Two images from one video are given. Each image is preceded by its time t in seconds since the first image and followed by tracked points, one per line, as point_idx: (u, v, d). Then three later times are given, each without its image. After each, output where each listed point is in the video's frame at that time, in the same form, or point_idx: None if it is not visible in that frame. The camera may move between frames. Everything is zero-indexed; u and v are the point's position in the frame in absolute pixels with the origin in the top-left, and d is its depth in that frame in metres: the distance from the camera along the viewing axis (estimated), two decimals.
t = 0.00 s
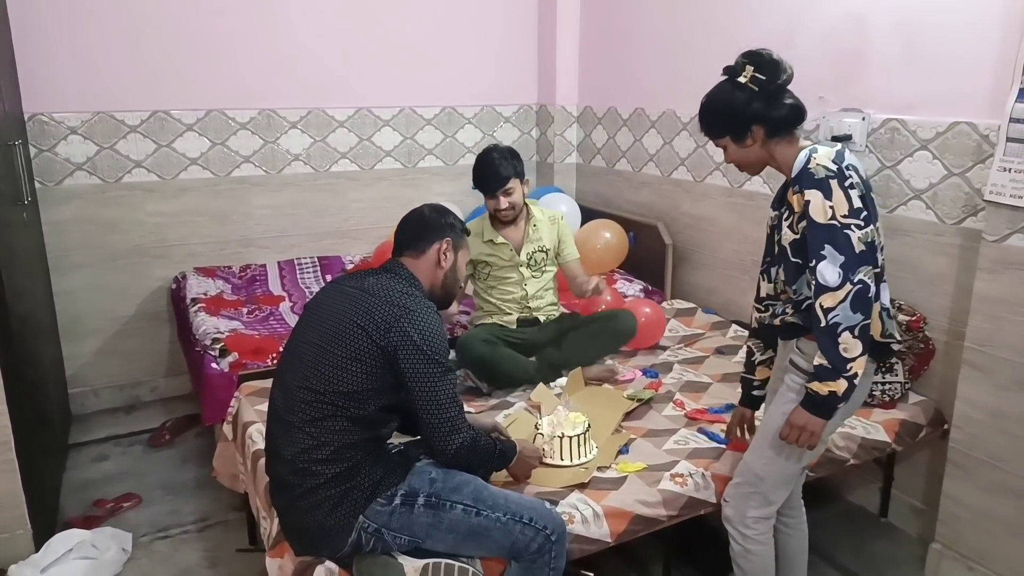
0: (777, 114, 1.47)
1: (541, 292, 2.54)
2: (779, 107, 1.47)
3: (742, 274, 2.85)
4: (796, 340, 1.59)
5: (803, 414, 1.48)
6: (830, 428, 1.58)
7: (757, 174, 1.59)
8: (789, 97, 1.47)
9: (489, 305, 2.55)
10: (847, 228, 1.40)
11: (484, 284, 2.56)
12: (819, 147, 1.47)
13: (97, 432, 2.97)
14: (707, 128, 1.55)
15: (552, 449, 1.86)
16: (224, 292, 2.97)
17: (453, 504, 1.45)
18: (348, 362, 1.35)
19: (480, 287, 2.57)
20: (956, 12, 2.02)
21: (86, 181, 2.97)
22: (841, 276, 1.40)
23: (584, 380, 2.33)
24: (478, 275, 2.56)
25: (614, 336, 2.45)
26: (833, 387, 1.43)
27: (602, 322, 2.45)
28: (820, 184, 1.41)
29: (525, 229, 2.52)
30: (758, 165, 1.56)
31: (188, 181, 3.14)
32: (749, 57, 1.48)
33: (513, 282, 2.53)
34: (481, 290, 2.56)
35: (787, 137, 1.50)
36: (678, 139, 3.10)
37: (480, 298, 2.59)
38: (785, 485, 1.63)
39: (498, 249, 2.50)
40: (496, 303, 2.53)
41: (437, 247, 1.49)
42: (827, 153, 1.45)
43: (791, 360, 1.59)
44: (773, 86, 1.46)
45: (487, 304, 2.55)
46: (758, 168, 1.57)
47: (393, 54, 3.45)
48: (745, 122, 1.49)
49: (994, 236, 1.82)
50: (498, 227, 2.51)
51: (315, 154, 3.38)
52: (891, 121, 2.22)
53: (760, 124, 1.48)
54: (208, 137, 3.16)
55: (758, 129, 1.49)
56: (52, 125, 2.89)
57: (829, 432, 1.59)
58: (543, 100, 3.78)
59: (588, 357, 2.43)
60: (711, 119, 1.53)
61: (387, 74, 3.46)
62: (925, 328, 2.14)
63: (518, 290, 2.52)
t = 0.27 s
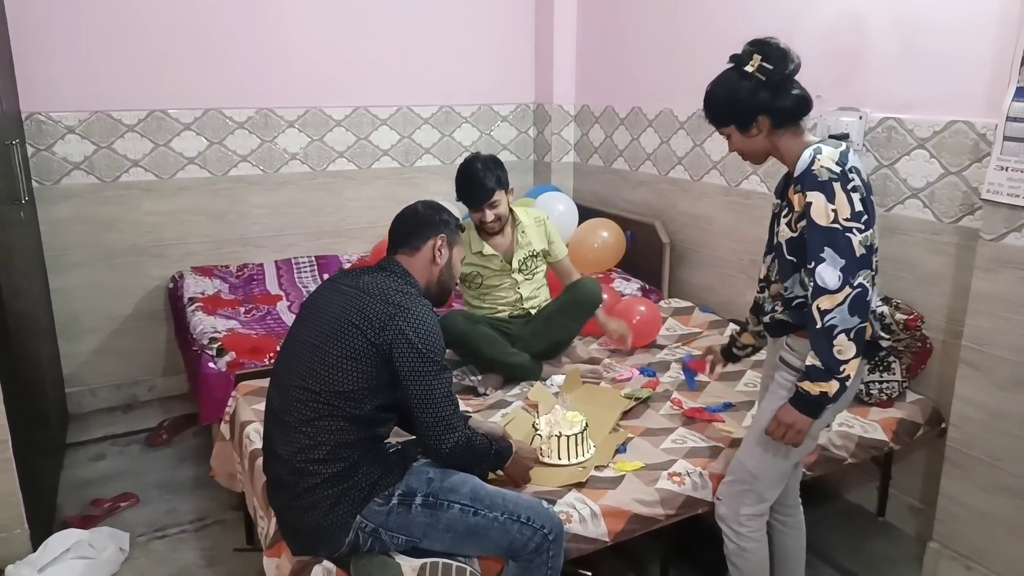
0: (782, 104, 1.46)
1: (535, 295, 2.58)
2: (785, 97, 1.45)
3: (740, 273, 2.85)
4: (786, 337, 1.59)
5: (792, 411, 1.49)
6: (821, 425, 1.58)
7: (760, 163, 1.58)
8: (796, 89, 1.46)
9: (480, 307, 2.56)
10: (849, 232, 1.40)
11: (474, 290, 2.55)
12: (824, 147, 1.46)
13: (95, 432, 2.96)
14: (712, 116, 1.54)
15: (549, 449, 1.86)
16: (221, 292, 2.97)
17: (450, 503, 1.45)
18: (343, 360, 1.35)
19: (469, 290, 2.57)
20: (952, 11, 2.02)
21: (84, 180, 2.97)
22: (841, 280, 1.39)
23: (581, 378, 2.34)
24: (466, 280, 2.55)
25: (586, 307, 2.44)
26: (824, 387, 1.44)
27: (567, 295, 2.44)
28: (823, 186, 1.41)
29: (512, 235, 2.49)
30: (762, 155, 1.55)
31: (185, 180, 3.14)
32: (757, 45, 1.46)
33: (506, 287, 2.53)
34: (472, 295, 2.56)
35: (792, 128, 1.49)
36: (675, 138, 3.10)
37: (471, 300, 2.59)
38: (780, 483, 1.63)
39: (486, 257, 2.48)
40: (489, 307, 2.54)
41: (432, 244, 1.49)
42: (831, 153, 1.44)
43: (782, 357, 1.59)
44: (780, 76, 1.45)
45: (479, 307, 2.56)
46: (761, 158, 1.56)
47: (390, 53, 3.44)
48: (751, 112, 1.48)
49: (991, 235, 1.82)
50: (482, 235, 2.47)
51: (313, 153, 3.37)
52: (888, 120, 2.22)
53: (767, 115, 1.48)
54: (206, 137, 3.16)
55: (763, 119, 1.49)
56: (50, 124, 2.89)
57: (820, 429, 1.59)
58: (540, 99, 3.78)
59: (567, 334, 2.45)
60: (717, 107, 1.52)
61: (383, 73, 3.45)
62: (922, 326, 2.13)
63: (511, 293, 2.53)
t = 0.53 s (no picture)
0: (807, 93, 1.44)
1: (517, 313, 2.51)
2: (811, 86, 1.44)
3: (737, 272, 2.85)
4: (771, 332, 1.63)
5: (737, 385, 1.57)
6: (801, 420, 1.58)
7: (771, 148, 1.57)
8: (821, 79, 1.45)
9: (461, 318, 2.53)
10: (852, 247, 1.41)
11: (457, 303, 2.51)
12: (843, 154, 1.45)
13: (92, 433, 2.95)
14: (733, 95, 1.52)
15: (547, 449, 1.86)
16: (219, 292, 2.96)
17: (448, 503, 1.45)
18: (340, 360, 1.35)
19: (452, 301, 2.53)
20: (949, 11, 2.02)
21: (81, 181, 2.96)
22: (835, 292, 1.42)
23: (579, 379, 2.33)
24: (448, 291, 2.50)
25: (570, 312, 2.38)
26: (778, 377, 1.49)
27: (547, 300, 2.38)
28: (838, 196, 1.41)
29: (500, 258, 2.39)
30: (776, 141, 1.54)
31: (182, 180, 3.13)
32: (792, 29, 1.44)
33: (486, 304, 2.48)
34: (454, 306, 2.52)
35: (811, 120, 1.49)
36: (673, 137, 3.10)
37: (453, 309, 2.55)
38: (765, 478, 1.63)
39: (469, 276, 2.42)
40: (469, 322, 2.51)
41: (431, 245, 1.48)
42: (850, 163, 1.43)
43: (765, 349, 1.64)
44: (810, 65, 1.43)
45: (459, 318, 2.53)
46: (775, 143, 1.54)
47: (386, 53, 3.44)
48: (775, 98, 1.45)
49: (988, 234, 1.83)
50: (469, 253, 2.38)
51: (310, 153, 3.37)
52: (885, 119, 2.22)
53: (789, 103, 1.46)
54: (203, 137, 3.15)
55: (786, 107, 1.47)
56: (47, 125, 2.88)
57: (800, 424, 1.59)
58: (537, 99, 3.77)
59: (553, 337, 2.41)
60: (740, 88, 1.49)
61: (380, 73, 3.45)
62: (920, 325, 2.14)
63: (492, 311, 2.49)
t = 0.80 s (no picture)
0: (826, 91, 1.44)
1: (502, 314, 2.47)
2: (831, 85, 1.44)
3: (736, 272, 2.85)
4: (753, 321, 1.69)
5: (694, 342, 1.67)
6: (796, 418, 1.58)
7: (778, 143, 1.56)
8: (840, 79, 1.45)
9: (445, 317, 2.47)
10: (830, 248, 1.43)
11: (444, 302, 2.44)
12: (846, 155, 1.46)
13: (90, 433, 2.95)
14: (749, 85, 1.49)
15: (545, 449, 1.86)
16: (217, 292, 2.96)
17: (447, 503, 1.45)
18: (340, 360, 1.35)
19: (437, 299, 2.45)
20: (949, 10, 2.02)
21: (79, 181, 2.96)
22: (800, 288, 1.45)
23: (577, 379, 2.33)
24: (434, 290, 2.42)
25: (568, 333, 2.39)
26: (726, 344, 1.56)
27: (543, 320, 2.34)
28: (830, 196, 1.43)
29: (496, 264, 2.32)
30: (785, 138, 1.53)
31: (181, 181, 3.13)
32: (820, 25, 1.42)
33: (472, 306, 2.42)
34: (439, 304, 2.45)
35: (823, 119, 1.49)
36: (671, 137, 3.11)
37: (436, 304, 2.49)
38: (761, 477, 1.63)
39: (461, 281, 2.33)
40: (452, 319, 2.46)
41: (430, 246, 1.48)
42: (852, 166, 1.44)
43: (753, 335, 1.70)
44: (832, 63, 1.43)
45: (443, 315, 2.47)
46: (781, 140, 1.54)
47: (384, 53, 3.44)
48: (795, 94, 1.44)
49: (986, 234, 1.83)
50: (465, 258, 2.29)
51: (308, 154, 3.37)
52: (883, 119, 2.23)
53: (806, 99, 1.45)
54: (201, 137, 3.15)
55: (804, 104, 1.46)
56: (44, 125, 2.88)
57: (795, 423, 1.58)
58: (535, 99, 3.77)
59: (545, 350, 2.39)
60: (758, 80, 1.46)
61: (378, 73, 3.45)
62: (918, 324, 2.14)
63: (478, 313, 2.43)
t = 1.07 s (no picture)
0: (838, 91, 1.44)
1: (494, 314, 2.45)
2: (842, 84, 1.44)
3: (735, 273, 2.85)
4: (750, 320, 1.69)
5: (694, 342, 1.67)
6: (790, 418, 1.58)
7: (784, 144, 1.55)
8: (851, 78, 1.45)
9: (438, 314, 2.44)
10: (829, 250, 1.43)
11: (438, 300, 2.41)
12: (848, 157, 1.46)
13: (89, 432, 2.95)
14: (757, 84, 1.49)
15: (544, 449, 1.86)
16: (216, 292, 2.96)
17: (445, 502, 1.45)
18: (341, 359, 1.35)
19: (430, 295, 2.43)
20: (948, 11, 2.02)
21: (78, 180, 2.96)
22: (796, 290, 1.45)
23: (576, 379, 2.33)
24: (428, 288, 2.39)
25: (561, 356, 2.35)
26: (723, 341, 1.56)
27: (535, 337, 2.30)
28: (830, 199, 1.43)
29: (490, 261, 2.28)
30: (791, 138, 1.52)
31: (180, 180, 3.13)
32: (832, 24, 1.42)
33: (467, 305, 2.40)
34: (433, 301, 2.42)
35: (831, 119, 1.49)
36: (671, 137, 3.10)
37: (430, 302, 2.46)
38: (755, 477, 1.63)
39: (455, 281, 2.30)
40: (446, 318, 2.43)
41: (431, 246, 1.48)
42: (853, 169, 1.45)
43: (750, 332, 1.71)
44: (843, 62, 1.43)
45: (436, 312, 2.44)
46: (788, 140, 1.53)
47: (384, 53, 3.44)
48: (806, 94, 1.44)
49: (986, 235, 1.83)
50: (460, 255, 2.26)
51: (308, 153, 3.37)
52: (883, 119, 2.23)
53: (817, 98, 1.44)
54: (201, 137, 3.15)
55: (814, 104, 1.45)
56: (44, 125, 2.88)
57: (790, 423, 1.58)
58: (535, 99, 3.78)
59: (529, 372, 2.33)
60: (768, 78, 1.46)
61: (377, 72, 3.45)
62: (917, 325, 2.15)
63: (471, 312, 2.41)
